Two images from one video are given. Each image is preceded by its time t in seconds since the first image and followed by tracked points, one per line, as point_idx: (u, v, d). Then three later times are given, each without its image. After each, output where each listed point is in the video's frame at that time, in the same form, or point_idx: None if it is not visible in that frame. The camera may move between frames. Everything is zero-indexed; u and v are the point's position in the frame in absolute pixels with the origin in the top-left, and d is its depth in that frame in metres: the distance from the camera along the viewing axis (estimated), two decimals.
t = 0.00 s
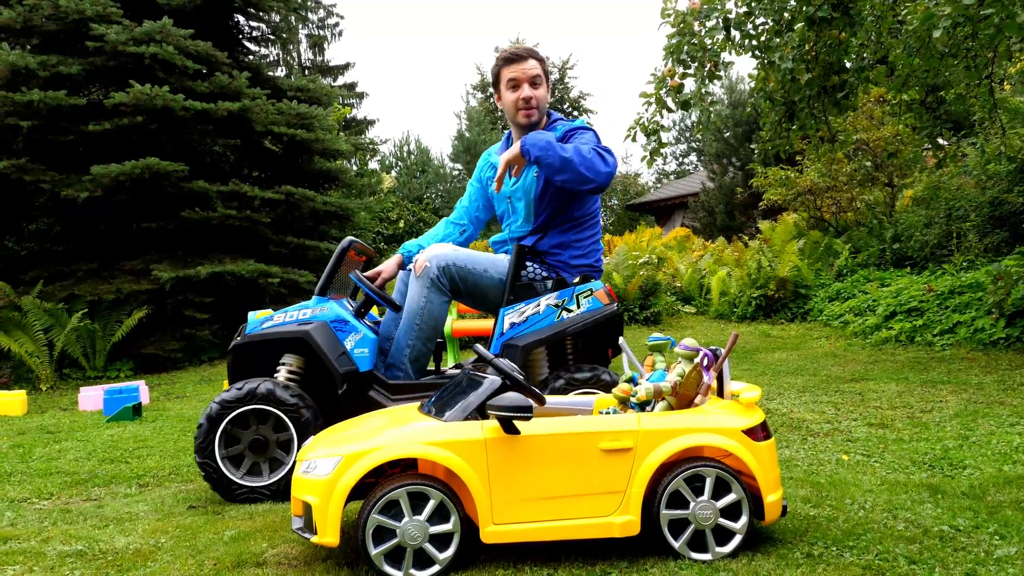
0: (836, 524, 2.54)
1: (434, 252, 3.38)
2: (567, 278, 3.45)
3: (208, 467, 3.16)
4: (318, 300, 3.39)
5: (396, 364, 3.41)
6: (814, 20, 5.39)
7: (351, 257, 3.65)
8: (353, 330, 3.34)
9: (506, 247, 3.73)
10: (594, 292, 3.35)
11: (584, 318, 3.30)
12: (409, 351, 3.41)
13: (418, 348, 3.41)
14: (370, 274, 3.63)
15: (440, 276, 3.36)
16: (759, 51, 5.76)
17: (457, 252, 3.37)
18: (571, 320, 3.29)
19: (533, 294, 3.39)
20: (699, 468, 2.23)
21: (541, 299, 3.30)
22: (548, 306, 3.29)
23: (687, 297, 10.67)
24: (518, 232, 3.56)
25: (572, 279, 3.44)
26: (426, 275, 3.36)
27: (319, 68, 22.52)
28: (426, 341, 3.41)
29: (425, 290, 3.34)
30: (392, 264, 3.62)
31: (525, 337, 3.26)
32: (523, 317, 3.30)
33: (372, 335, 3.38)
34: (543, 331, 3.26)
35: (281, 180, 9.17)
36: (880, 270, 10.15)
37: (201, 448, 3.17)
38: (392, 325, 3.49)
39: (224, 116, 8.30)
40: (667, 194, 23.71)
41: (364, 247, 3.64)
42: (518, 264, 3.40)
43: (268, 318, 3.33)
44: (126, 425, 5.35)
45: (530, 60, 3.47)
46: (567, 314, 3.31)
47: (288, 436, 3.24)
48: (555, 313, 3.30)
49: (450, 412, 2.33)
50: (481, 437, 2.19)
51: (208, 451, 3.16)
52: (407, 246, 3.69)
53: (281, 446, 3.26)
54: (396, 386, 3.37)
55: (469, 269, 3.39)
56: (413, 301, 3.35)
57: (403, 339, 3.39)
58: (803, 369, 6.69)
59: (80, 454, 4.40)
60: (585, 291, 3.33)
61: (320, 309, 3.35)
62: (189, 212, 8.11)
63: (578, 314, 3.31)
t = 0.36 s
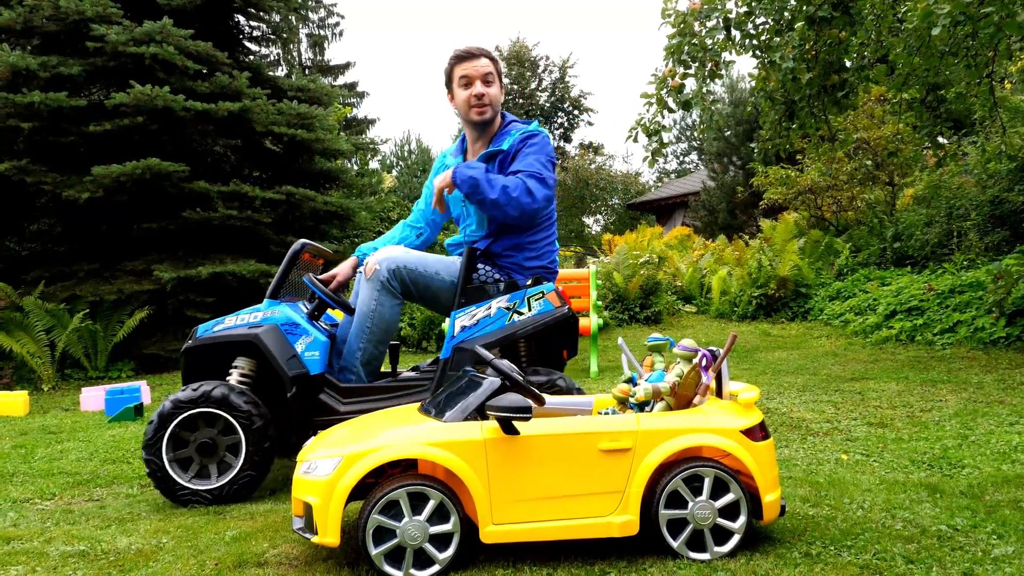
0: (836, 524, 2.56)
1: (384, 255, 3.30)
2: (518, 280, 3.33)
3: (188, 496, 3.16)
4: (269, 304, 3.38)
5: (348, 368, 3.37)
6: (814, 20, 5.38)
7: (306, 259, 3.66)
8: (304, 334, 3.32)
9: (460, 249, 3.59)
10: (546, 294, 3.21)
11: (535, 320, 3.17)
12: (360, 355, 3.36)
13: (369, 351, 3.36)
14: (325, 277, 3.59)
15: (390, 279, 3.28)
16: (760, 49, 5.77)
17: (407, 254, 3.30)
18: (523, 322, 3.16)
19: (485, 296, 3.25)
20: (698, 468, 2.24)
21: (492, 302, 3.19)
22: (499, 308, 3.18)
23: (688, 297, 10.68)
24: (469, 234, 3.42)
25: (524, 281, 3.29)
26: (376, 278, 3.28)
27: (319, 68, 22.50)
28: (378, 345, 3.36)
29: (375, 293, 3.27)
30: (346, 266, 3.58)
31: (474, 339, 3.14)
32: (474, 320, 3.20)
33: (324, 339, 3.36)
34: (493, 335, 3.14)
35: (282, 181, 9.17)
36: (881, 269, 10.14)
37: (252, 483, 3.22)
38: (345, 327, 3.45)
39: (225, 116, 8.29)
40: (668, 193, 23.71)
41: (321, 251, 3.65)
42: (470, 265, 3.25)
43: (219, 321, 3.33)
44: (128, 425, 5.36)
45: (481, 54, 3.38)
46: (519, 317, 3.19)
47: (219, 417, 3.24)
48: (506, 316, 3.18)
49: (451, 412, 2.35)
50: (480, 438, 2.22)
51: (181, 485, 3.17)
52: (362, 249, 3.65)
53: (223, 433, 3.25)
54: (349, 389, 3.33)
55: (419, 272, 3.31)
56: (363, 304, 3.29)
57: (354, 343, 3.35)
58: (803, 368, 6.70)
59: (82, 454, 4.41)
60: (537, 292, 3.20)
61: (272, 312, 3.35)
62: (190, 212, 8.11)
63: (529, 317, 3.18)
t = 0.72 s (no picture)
0: (834, 521, 2.58)
1: (330, 256, 3.24)
2: (465, 280, 3.30)
3: (187, 480, 3.16)
4: (214, 304, 3.37)
5: (293, 370, 3.36)
6: (815, 17, 5.38)
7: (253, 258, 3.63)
8: (249, 335, 3.32)
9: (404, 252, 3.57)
10: (491, 294, 3.21)
11: (479, 320, 3.15)
12: (306, 357, 3.36)
13: (315, 353, 3.35)
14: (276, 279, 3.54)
15: (337, 281, 3.23)
16: (762, 46, 5.76)
17: (353, 256, 3.25)
18: (467, 322, 3.15)
19: (431, 296, 3.23)
20: (690, 465, 2.29)
21: (437, 302, 3.16)
22: (444, 308, 3.14)
23: (689, 294, 10.68)
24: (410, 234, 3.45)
25: (466, 281, 3.28)
26: (322, 280, 3.22)
27: (321, 64, 22.48)
28: (324, 347, 3.34)
29: (320, 296, 3.22)
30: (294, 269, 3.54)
31: (418, 340, 3.12)
32: (420, 320, 3.16)
33: (269, 340, 3.35)
34: (436, 335, 3.11)
35: (283, 178, 9.17)
36: (881, 266, 10.12)
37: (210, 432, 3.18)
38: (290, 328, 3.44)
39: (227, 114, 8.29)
40: (670, 189, 23.71)
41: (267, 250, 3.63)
42: (415, 265, 3.24)
43: (164, 322, 3.31)
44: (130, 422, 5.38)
45: (420, 56, 3.36)
46: (464, 317, 3.17)
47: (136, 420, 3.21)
48: (451, 316, 3.15)
49: (445, 412, 2.39)
50: (474, 436, 2.26)
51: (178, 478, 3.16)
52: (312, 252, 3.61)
53: (152, 427, 3.22)
54: (294, 390, 3.32)
55: (366, 274, 3.27)
56: (309, 306, 3.24)
57: (300, 345, 3.33)
58: (804, 365, 6.71)
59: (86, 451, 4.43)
60: (482, 292, 3.20)
61: (215, 313, 3.34)
62: (191, 210, 8.12)
63: (474, 316, 3.16)
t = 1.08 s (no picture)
0: (829, 512, 2.65)
1: (266, 251, 3.24)
2: (404, 274, 3.32)
3: (132, 430, 3.17)
4: (157, 300, 3.39)
5: (235, 366, 3.41)
6: (817, 8, 5.37)
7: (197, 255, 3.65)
8: (191, 331, 3.35)
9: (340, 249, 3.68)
10: (429, 287, 3.20)
11: (417, 313, 3.16)
12: (247, 352, 3.40)
13: (256, 349, 3.39)
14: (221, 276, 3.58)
15: (274, 276, 3.25)
16: (764, 37, 5.74)
17: (290, 251, 3.27)
18: (405, 316, 3.15)
19: (369, 291, 3.29)
20: (659, 454, 2.45)
21: (376, 296, 3.20)
22: (383, 302, 3.18)
23: (690, 286, 10.68)
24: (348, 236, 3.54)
25: (404, 276, 3.30)
26: (259, 275, 3.25)
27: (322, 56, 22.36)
28: (264, 343, 3.39)
29: (259, 291, 3.25)
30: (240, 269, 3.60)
31: (357, 334, 3.16)
32: (359, 314, 3.20)
33: (210, 336, 3.39)
34: (374, 330, 3.14)
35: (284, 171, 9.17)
36: (882, 258, 10.11)
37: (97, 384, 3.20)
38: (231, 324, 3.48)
39: (228, 106, 8.29)
40: (671, 181, 23.69)
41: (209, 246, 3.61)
42: (353, 259, 3.32)
43: (106, 319, 3.33)
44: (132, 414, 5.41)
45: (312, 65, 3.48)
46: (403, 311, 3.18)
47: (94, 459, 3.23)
48: (390, 309, 3.18)
49: (419, 402, 2.55)
50: (445, 427, 2.40)
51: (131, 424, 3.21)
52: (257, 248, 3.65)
53: (68, 434, 3.24)
54: (235, 386, 3.37)
55: (303, 269, 3.29)
56: (248, 302, 3.27)
57: (241, 340, 3.37)
58: (804, 357, 6.74)
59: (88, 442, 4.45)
60: (420, 285, 3.20)
61: (155, 310, 3.36)
62: (193, 203, 8.14)
63: (412, 310, 3.17)
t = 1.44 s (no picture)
0: (835, 501, 2.67)
1: (204, 246, 3.25)
2: (341, 269, 3.32)
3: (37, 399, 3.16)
4: (99, 298, 3.40)
5: (177, 361, 3.39)
6: None
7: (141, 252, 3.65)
8: (133, 327, 3.35)
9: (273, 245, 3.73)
10: (367, 282, 3.22)
11: (355, 308, 3.17)
12: (189, 346, 3.38)
13: (197, 342, 3.38)
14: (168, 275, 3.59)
15: (211, 270, 3.25)
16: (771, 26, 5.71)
17: (226, 246, 3.26)
18: (343, 311, 3.17)
19: (308, 286, 3.27)
20: (623, 449, 2.50)
21: (314, 292, 3.22)
22: (321, 297, 3.20)
23: (698, 277, 10.65)
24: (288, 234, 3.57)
25: (343, 270, 3.31)
26: (196, 270, 3.25)
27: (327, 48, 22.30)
28: (206, 336, 3.37)
29: (196, 285, 3.25)
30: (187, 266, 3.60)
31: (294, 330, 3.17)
32: (297, 310, 3.22)
33: (152, 333, 3.40)
34: (310, 326, 3.16)
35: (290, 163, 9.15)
36: (890, 247, 10.06)
37: None
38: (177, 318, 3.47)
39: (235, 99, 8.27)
40: (677, 172, 23.63)
41: (154, 243, 3.62)
42: (292, 255, 3.27)
43: (48, 316, 3.32)
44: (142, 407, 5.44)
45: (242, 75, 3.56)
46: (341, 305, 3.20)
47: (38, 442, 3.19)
48: (328, 305, 3.20)
49: (385, 394, 2.59)
50: (408, 422, 2.45)
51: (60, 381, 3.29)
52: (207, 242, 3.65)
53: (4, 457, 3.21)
54: (177, 381, 3.36)
55: (241, 263, 3.27)
56: (187, 297, 3.27)
57: (181, 333, 3.36)
58: (811, 347, 6.74)
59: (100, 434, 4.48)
60: (358, 280, 3.22)
61: (98, 307, 3.35)
62: (201, 196, 8.16)
63: (350, 305, 3.19)
